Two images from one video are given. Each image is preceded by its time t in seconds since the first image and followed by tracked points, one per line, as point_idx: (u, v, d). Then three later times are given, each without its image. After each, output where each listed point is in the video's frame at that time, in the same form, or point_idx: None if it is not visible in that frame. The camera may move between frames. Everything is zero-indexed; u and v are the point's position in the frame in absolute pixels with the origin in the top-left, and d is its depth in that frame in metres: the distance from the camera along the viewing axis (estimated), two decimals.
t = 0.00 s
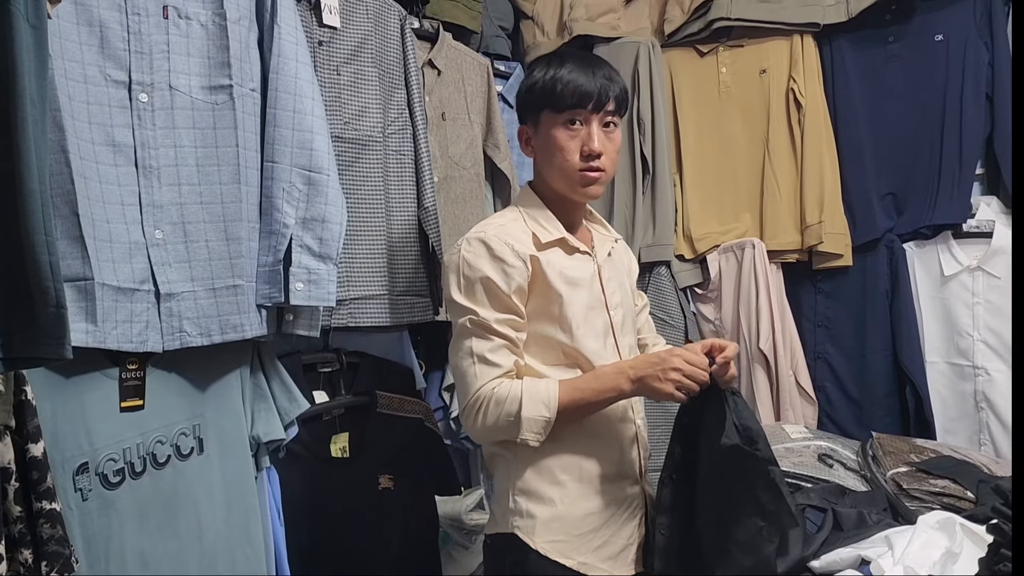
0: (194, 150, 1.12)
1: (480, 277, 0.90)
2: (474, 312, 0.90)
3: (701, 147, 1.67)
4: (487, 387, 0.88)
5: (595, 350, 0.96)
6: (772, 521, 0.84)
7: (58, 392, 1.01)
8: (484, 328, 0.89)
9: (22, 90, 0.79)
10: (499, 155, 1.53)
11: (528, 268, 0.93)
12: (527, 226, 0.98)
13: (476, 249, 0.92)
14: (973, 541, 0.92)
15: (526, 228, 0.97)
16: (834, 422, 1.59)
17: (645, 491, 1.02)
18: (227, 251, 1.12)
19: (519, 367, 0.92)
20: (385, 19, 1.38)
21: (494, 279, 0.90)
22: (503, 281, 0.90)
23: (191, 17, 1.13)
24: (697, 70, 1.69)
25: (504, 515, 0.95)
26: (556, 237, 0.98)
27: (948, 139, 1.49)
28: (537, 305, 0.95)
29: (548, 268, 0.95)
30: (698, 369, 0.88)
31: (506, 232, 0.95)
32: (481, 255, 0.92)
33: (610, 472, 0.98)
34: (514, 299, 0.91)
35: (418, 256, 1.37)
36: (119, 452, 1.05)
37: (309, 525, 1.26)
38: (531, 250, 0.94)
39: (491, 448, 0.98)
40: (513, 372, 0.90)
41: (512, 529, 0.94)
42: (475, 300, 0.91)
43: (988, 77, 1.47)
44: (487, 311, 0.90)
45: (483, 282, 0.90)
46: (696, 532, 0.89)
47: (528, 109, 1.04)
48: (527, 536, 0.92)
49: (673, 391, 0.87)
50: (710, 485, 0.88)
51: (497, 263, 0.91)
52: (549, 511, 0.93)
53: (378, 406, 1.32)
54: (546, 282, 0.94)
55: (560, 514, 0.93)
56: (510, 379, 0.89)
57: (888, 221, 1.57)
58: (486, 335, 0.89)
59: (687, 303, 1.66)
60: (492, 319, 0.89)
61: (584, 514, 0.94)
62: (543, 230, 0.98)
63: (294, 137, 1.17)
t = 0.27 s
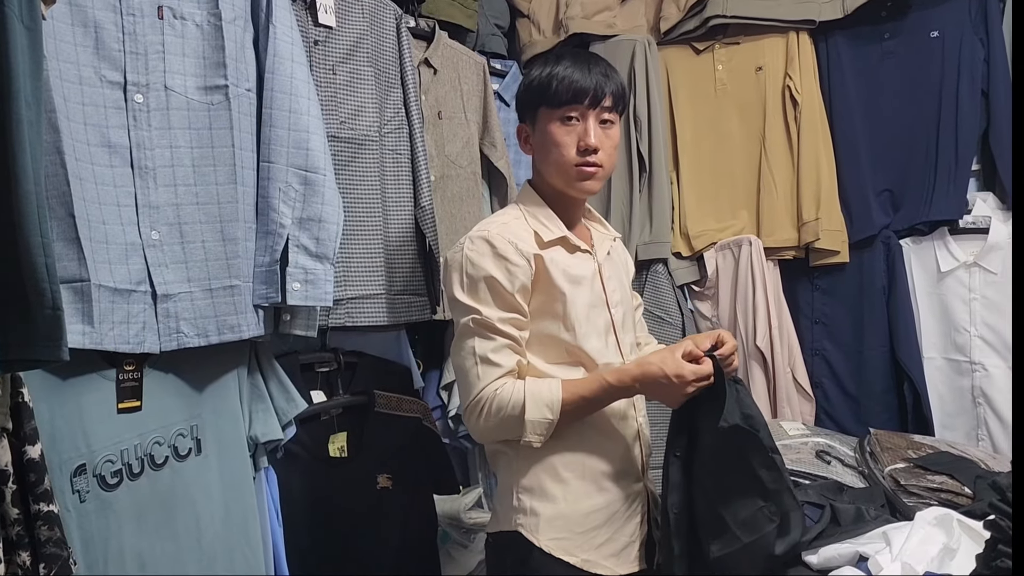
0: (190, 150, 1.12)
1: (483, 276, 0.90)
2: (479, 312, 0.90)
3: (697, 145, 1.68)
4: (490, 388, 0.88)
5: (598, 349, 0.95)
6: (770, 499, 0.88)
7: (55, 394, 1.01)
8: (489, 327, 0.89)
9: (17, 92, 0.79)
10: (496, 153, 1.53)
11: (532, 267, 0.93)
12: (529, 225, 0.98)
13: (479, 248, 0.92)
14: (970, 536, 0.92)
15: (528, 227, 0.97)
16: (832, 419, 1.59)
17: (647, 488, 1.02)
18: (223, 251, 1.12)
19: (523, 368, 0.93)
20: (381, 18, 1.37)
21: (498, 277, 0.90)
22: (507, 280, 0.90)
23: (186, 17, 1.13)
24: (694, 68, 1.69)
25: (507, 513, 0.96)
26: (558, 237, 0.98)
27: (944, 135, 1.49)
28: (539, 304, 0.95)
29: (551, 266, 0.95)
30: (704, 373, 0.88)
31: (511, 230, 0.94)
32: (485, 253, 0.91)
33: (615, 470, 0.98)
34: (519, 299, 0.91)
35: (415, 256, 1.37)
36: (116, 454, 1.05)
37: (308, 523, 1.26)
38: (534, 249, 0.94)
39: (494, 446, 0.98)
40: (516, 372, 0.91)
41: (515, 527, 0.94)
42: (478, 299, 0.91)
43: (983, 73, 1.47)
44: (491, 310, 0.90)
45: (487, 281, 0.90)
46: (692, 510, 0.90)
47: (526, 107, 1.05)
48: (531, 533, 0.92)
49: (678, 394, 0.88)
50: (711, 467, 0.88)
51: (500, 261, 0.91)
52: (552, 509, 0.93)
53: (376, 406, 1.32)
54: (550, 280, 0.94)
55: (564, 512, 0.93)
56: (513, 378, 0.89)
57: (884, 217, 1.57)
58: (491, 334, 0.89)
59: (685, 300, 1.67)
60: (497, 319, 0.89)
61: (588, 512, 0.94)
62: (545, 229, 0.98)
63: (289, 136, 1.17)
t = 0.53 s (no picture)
0: (183, 150, 1.11)
1: (483, 273, 0.90)
2: (480, 309, 0.89)
3: (694, 141, 1.67)
4: (497, 384, 0.88)
5: (598, 346, 0.95)
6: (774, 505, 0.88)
7: (48, 396, 1.00)
8: (490, 324, 0.89)
9: (8, 91, 0.78)
10: (491, 151, 1.53)
11: (532, 264, 0.93)
12: (526, 222, 0.97)
13: (478, 246, 0.91)
14: (968, 532, 0.91)
15: (526, 224, 0.97)
16: (830, 415, 1.59)
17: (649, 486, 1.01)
18: (217, 251, 1.12)
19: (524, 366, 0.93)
20: (374, 15, 1.37)
21: (498, 274, 0.89)
22: (506, 278, 0.90)
23: (178, 15, 1.12)
24: (689, 64, 1.68)
25: (508, 512, 0.95)
26: (556, 234, 0.97)
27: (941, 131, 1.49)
28: (538, 302, 0.94)
29: (550, 263, 0.94)
30: (706, 370, 0.88)
31: (508, 228, 0.94)
32: (483, 251, 0.91)
33: (617, 467, 0.97)
34: (518, 296, 0.91)
35: (411, 254, 1.37)
36: (110, 455, 1.04)
37: (306, 523, 1.24)
38: (534, 246, 0.94)
39: (494, 445, 0.97)
40: (519, 368, 0.90)
41: (516, 526, 0.94)
42: (479, 296, 0.90)
43: (980, 68, 1.47)
44: (492, 308, 0.89)
45: (487, 278, 0.90)
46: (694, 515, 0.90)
47: (519, 106, 1.05)
48: (532, 532, 0.92)
49: (680, 391, 0.88)
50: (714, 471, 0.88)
51: (500, 258, 0.90)
52: (553, 507, 0.92)
53: (373, 405, 1.33)
54: (549, 277, 0.94)
55: (565, 510, 0.92)
56: (519, 375, 0.89)
57: (881, 213, 1.57)
58: (492, 330, 0.89)
59: (681, 298, 1.66)
60: (499, 315, 0.89)
61: (589, 510, 0.94)
62: (544, 226, 0.98)
63: (283, 135, 1.17)
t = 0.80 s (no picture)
0: (178, 150, 1.11)
1: (484, 271, 0.90)
2: (483, 307, 0.89)
3: (690, 137, 1.67)
4: (500, 383, 0.87)
5: (599, 343, 0.95)
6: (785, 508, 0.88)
7: (44, 398, 1.00)
8: (494, 323, 0.89)
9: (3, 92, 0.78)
10: (488, 149, 1.53)
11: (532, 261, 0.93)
12: (525, 220, 0.97)
13: (478, 244, 0.91)
14: (966, 527, 0.91)
15: (524, 222, 0.97)
16: (829, 411, 1.59)
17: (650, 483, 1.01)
18: (213, 251, 1.12)
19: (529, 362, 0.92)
20: (370, 13, 1.36)
21: (500, 272, 0.89)
22: (509, 275, 0.90)
23: (173, 15, 1.12)
24: (685, 60, 1.68)
25: (509, 510, 0.95)
26: (556, 231, 0.97)
27: (938, 126, 1.48)
28: (540, 297, 0.94)
29: (551, 260, 0.94)
30: (708, 362, 0.86)
31: (508, 225, 0.94)
32: (484, 248, 0.91)
33: (617, 464, 0.97)
34: (519, 293, 0.91)
35: (408, 253, 1.36)
36: (108, 456, 1.04)
37: (305, 524, 1.25)
38: (534, 243, 0.94)
39: (495, 443, 0.97)
40: (523, 367, 0.90)
41: (517, 524, 0.94)
42: (482, 294, 0.90)
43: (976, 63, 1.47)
44: (495, 306, 0.89)
45: (488, 276, 0.89)
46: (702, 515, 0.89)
47: (513, 107, 1.05)
48: (533, 530, 0.92)
49: (684, 386, 0.87)
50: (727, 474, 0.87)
51: (500, 255, 0.90)
52: (555, 504, 0.92)
53: (371, 403, 1.33)
54: (550, 273, 0.94)
55: (566, 507, 0.92)
56: (522, 374, 0.89)
57: (878, 208, 1.57)
58: (496, 329, 0.89)
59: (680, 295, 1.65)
60: (503, 313, 0.89)
61: (588, 507, 0.94)
62: (543, 223, 0.98)
63: (279, 134, 1.16)
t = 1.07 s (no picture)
0: (176, 151, 1.11)
1: (480, 272, 0.90)
2: (479, 308, 0.89)
3: (689, 136, 1.66)
4: (494, 382, 0.88)
5: (595, 341, 0.95)
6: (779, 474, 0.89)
7: (44, 401, 1.01)
8: (492, 323, 0.89)
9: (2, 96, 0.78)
10: (486, 148, 1.52)
11: (529, 261, 0.92)
12: (522, 219, 0.97)
13: (474, 244, 0.91)
14: (966, 523, 0.91)
15: (521, 221, 0.96)
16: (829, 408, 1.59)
17: (647, 481, 1.01)
18: (212, 252, 1.12)
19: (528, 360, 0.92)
20: (367, 14, 1.36)
21: (496, 273, 0.89)
22: (504, 276, 0.90)
23: (170, 17, 1.12)
24: (683, 58, 1.68)
25: (507, 508, 0.95)
26: (552, 230, 0.97)
27: (936, 122, 1.49)
28: (537, 297, 0.94)
29: (548, 260, 0.94)
30: (695, 333, 0.86)
31: (504, 226, 0.94)
32: (480, 249, 0.91)
33: (616, 463, 0.97)
34: (516, 293, 0.91)
35: (406, 252, 1.37)
36: (107, 458, 1.04)
37: (305, 523, 1.26)
38: (530, 243, 0.94)
39: (493, 442, 0.97)
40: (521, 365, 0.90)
41: (515, 522, 0.94)
42: (477, 295, 0.90)
43: (973, 59, 1.47)
44: (491, 306, 0.89)
45: (483, 276, 0.89)
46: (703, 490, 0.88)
47: (506, 109, 1.06)
48: (531, 528, 0.92)
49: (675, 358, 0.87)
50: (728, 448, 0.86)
51: (496, 256, 0.90)
52: (553, 502, 0.93)
53: (370, 403, 1.33)
54: (547, 273, 0.94)
55: (564, 505, 0.93)
56: (515, 371, 0.88)
57: (876, 205, 1.57)
58: (492, 330, 0.88)
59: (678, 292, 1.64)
60: (499, 314, 0.89)
61: (586, 505, 0.94)
62: (539, 222, 0.97)
63: (277, 135, 1.16)
